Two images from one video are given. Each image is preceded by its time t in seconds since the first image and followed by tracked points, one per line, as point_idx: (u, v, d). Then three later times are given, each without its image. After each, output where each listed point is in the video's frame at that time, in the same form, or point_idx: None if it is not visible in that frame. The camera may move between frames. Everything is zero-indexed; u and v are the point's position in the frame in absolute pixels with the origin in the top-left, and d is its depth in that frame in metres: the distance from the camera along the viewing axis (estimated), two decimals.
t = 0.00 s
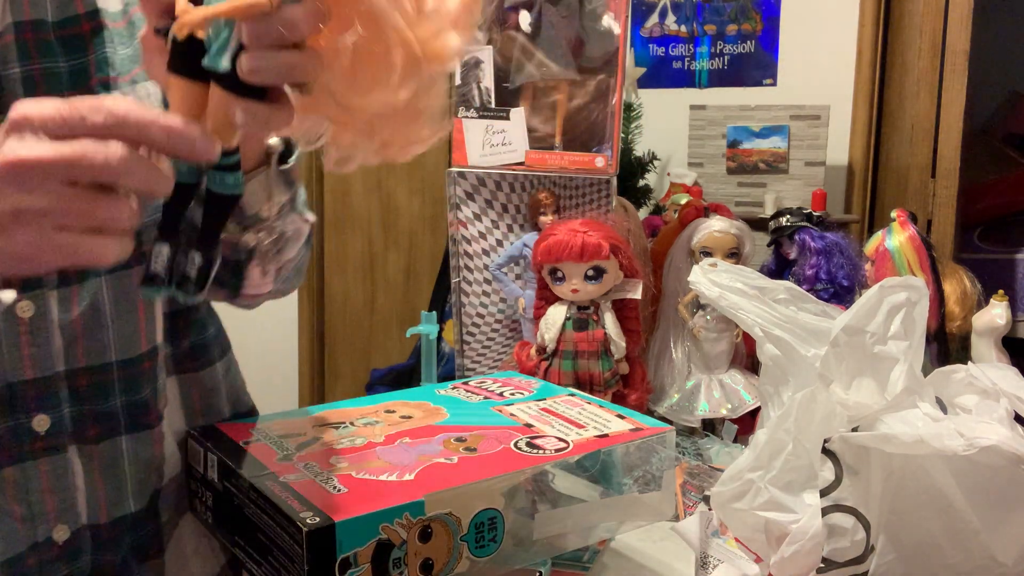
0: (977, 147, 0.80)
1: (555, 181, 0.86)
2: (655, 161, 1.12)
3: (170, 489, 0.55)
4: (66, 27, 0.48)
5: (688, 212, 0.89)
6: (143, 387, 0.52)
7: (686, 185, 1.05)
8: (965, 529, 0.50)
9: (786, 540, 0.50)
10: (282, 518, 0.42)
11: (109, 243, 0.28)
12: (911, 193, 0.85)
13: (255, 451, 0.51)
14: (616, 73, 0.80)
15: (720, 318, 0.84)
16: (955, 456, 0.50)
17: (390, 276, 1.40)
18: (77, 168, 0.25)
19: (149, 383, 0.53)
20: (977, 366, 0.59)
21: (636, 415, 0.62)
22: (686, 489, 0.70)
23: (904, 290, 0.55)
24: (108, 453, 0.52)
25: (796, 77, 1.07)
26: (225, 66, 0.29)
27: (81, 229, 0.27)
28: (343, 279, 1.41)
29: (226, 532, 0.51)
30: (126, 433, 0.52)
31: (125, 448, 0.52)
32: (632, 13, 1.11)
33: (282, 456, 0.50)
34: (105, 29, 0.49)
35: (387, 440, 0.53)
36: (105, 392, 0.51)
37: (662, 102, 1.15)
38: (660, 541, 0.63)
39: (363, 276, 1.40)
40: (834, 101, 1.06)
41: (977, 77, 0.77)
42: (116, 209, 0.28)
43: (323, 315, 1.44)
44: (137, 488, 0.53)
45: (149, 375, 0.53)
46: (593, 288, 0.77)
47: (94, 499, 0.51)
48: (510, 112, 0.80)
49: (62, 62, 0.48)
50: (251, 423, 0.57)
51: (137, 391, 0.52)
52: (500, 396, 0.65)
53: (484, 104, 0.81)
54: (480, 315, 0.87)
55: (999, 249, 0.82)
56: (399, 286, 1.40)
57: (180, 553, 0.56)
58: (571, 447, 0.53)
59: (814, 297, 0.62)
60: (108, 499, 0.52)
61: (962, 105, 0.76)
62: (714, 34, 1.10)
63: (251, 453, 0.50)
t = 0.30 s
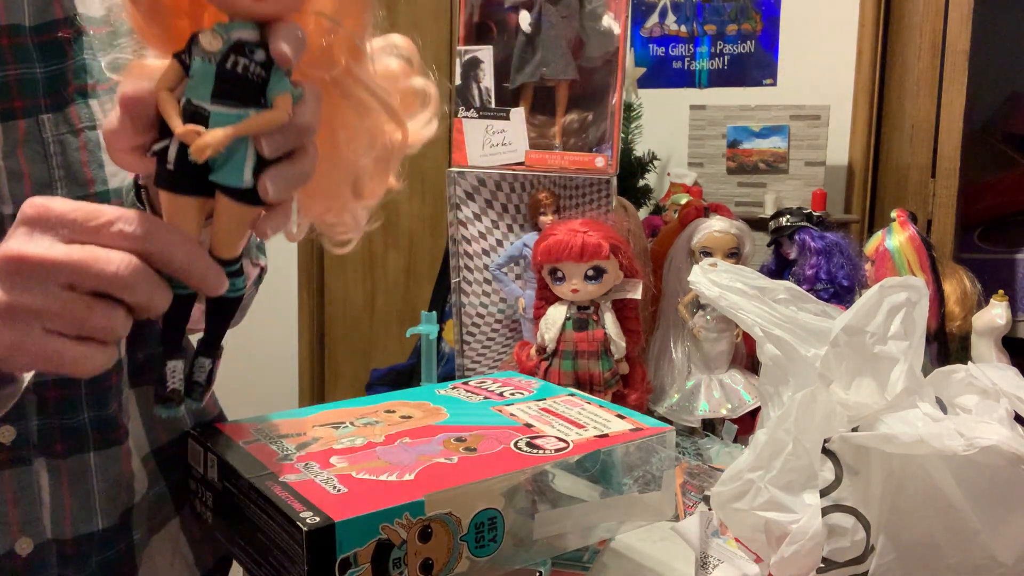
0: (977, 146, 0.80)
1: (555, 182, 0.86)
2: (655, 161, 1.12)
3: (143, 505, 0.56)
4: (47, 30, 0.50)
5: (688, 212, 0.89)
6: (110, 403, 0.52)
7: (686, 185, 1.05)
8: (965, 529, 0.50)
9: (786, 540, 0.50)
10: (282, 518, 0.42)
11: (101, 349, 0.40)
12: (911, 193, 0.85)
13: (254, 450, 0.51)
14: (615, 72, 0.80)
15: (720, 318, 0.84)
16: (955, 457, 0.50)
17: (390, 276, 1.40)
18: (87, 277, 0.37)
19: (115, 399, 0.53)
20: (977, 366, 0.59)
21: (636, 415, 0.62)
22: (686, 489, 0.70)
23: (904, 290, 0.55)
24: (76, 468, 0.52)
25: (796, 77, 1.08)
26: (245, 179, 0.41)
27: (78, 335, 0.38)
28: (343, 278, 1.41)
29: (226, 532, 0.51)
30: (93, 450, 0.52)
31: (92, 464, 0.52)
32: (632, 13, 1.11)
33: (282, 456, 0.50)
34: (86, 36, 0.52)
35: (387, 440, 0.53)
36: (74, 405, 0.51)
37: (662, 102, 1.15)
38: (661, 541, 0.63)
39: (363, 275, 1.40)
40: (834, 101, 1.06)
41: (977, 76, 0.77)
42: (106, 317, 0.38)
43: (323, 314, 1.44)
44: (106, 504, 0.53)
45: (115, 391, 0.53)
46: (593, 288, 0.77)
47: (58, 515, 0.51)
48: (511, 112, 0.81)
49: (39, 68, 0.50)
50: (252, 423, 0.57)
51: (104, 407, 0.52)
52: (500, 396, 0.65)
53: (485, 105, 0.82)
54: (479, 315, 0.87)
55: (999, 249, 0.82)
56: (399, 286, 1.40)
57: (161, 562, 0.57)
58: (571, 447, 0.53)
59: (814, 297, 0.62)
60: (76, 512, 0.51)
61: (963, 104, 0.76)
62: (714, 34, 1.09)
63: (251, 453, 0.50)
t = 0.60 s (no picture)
0: (977, 146, 0.79)
1: (555, 182, 0.86)
2: (655, 161, 1.13)
3: (111, 525, 0.62)
4: (35, 42, 0.57)
5: (688, 212, 0.89)
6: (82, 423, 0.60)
7: (686, 185, 1.05)
8: (966, 529, 0.50)
9: (786, 540, 0.50)
10: (282, 518, 0.42)
11: (118, 392, 0.44)
12: (911, 193, 0.85)
13: (254, 450, 0.51)
14: (615, 72, 0.80)
15: (720, 318, 0.85)
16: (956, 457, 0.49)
17: (390, 276, 1.39)
18: (104, 326, 0.40)
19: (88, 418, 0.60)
20: (978, 367, 0.58)
21: (636, 415, 0.62)
22: (686, 489, 0.70)
23: (904, 291, 0.55)
24: (46, 488, 0.58)
25: (796, 77, 1.08)
26: (256, 213, 0.45)
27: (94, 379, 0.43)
28: (343, 277, 1.41)
29: (227, 533, 0.51)
30: (68, 466, 0.59)
31: (62, 481, 0.59)
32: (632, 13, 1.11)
33: (282, 456, 0.50)
34: (76, 50, 0.59)
35: (387, 440, 0.53)
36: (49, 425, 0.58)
37: (662, 102, 1.15)
38: (660, 541, 0.63)
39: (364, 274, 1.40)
40: (834, 101, 1.06)
41: (977, 76, 0.77)
42: (122, 361, 0.43)
43: (323, 314, 1.44)
44: (79, 521, 0.60)
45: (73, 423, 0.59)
46: (593, 288, 0.77)
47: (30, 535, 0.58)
48: (510, 112, 0.80)
49: (25, 79, 0.56)
50: (252, 423, 0.57)
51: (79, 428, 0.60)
52: (500, 396, 0.65)
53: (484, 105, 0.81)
54: (479, 315, 0.87)
55: (999, 249, 0.82)
56: (399, 285, 1.40)
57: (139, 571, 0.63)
58: (571, 447, 0.53)
59: (814, 297, 0.62)
60: (45, 532, 0.58)
61: (963, 104, 0.75)
62: (714, 34, 1.09)
63: (251, 453, 0.50)
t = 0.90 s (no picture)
0: (977, 146, 0.79)
1: (555, 182, 0.86)
2: (654, 161, 1.13)
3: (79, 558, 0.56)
4: (10, 62, 0.51)
5: (688, 212, 0.89)
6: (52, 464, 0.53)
7: (686, 185, 1.05)
8: (965, 529, 0.50)
9: (786, 540, 0.50)
10: (282, 518, 0.42)
11: (145, 458, 0.36)
12: (911, 193, 0.85)
13: (254, 450, 0.51)
14: (615, 72, 0.80)
15: (720, 318, 0.85)
16: (955, 457, 0.49)
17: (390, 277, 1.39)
18: (134, 393, 0.33)
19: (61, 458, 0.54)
20: (978, 367, 0.59)
21: (636, 415, 0.62)
22: (686, 489, 0.70)
23: (904, 291, 0.55)
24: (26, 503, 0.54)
25: (796, 77, 1.07)
26: (287, 262, 0.36)
27: (121, 446, 0.35)
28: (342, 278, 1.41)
29: (226, 533, 0.51)
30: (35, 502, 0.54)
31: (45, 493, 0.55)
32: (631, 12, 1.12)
33: (282, 456, 0.50)
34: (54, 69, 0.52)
35: (387, 440, 0.53)
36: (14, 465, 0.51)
37: (662, 102, 1.15)
38: (660, 541, 0.63)
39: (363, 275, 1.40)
40: (833, 101, 1.06)
41: (977, 76, 0.77)
42: (153, 427, 0.35)
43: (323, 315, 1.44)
44: (47, 552, 0.54)
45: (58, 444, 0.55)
46: (594, 288, 0.77)
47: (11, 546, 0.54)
48: (510, 112, 0.80)
49: None
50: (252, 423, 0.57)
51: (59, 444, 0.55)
52: (500, 396, 0.65)
53: (484, 104, 0.81)
54: (480, 315, 0.87)
55: (999, 249, 0.82)
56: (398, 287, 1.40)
57: None
58: (571, 447, 0.53)
59: (814, 297, 0.62)
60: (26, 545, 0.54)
61: (963, 103, 0.75)
62: (714, 34, 1.09)
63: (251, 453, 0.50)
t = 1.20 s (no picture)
0: (976, 147, 0.79)
1: (555, 181, 0.86)
2: (654, 161, 1.13)
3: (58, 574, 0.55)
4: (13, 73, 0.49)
5: (688, 212, 0.89)
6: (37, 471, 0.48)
7: (686, 185, 1.05)
8: (965, 529, 0.50)
9: (786, 540, 0.50)
10: (282, 518, 0.42)
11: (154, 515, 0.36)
12: (911, 193, 0.85)
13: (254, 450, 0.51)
14: (615, 72, 0.80)
15: (720, 318, 0.85)
16: (955, 456, 0.49)
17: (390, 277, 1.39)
18: (147, 456, 0.34)
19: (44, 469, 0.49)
20: (978, 367, 0.58)
21: (636, 415, 0.62)
22: (686, 489, 0.70)
23: (904, 291, 0.55)
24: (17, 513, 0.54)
25: (796, 77, 1.07)
26: (298, 314, 0.38)
27: (131, 505, 0.35)
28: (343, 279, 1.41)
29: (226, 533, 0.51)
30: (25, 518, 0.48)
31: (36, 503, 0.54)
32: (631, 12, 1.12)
33: (282, 456, 0.50)
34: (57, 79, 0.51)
35: (387, 440, 0.53)
36: None
37: (662, 102, 1.15)
38: (661, 541, 0.63)
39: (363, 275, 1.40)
40: (833, 101, 1.06)
41: (977, 77, 0.77)
42: (165, 487, 0.36)
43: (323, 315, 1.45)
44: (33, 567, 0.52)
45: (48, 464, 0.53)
46: (593, 288, 0.77)
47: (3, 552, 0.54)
48: (510, 112, 0.80)
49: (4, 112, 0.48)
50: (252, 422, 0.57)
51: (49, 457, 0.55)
52: (500, 396, 0.65)
53: (484, 104, 0.81)
54: (480, 315, 0.87)
55: (999, 249, 0.82)
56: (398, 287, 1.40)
57: None
58: (571, 447, 0.53)
59: (814, 297, 0.62)
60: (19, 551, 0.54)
61: (963, 103, 0.75)
62: (714, 34, 1.09)
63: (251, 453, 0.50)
